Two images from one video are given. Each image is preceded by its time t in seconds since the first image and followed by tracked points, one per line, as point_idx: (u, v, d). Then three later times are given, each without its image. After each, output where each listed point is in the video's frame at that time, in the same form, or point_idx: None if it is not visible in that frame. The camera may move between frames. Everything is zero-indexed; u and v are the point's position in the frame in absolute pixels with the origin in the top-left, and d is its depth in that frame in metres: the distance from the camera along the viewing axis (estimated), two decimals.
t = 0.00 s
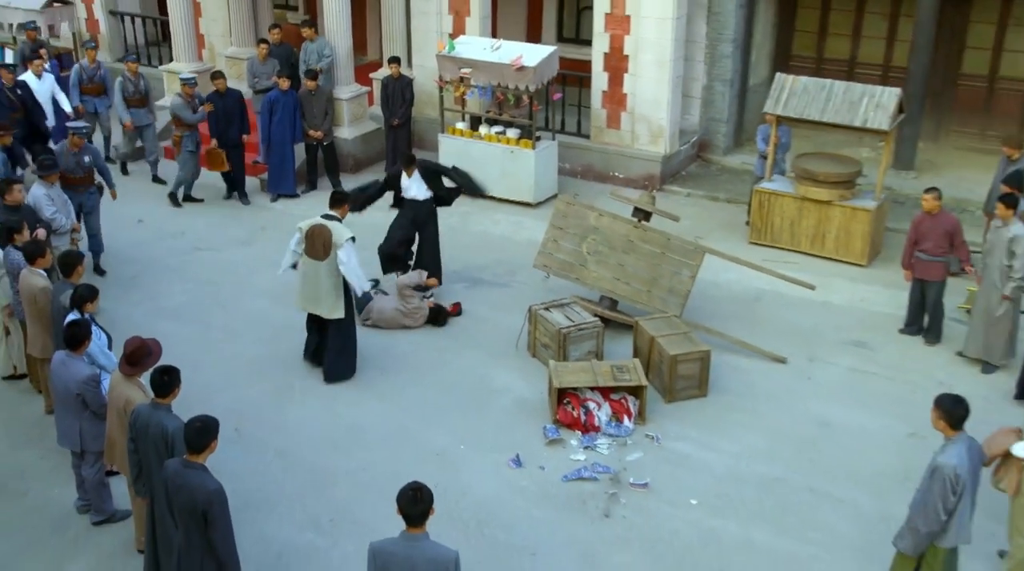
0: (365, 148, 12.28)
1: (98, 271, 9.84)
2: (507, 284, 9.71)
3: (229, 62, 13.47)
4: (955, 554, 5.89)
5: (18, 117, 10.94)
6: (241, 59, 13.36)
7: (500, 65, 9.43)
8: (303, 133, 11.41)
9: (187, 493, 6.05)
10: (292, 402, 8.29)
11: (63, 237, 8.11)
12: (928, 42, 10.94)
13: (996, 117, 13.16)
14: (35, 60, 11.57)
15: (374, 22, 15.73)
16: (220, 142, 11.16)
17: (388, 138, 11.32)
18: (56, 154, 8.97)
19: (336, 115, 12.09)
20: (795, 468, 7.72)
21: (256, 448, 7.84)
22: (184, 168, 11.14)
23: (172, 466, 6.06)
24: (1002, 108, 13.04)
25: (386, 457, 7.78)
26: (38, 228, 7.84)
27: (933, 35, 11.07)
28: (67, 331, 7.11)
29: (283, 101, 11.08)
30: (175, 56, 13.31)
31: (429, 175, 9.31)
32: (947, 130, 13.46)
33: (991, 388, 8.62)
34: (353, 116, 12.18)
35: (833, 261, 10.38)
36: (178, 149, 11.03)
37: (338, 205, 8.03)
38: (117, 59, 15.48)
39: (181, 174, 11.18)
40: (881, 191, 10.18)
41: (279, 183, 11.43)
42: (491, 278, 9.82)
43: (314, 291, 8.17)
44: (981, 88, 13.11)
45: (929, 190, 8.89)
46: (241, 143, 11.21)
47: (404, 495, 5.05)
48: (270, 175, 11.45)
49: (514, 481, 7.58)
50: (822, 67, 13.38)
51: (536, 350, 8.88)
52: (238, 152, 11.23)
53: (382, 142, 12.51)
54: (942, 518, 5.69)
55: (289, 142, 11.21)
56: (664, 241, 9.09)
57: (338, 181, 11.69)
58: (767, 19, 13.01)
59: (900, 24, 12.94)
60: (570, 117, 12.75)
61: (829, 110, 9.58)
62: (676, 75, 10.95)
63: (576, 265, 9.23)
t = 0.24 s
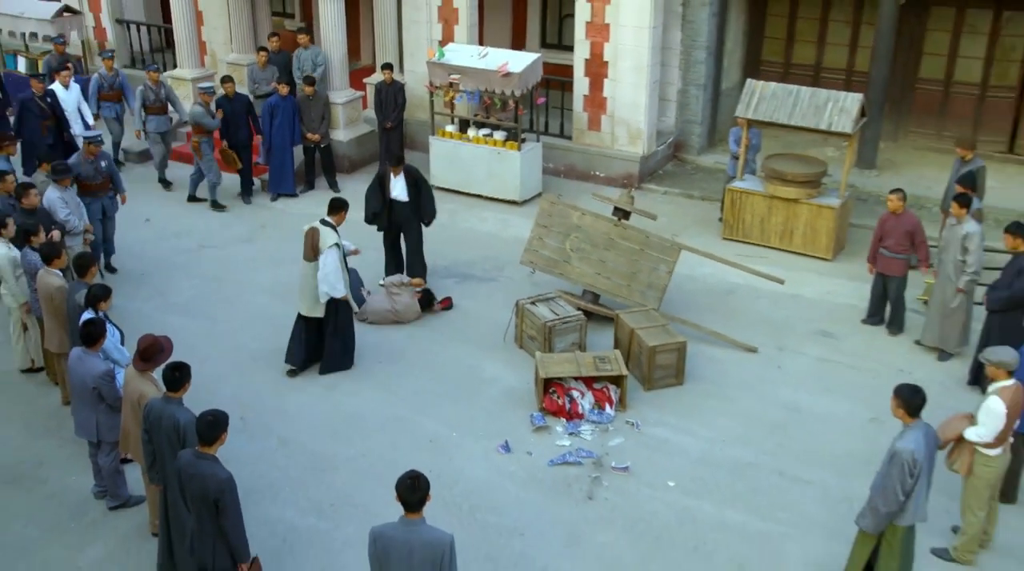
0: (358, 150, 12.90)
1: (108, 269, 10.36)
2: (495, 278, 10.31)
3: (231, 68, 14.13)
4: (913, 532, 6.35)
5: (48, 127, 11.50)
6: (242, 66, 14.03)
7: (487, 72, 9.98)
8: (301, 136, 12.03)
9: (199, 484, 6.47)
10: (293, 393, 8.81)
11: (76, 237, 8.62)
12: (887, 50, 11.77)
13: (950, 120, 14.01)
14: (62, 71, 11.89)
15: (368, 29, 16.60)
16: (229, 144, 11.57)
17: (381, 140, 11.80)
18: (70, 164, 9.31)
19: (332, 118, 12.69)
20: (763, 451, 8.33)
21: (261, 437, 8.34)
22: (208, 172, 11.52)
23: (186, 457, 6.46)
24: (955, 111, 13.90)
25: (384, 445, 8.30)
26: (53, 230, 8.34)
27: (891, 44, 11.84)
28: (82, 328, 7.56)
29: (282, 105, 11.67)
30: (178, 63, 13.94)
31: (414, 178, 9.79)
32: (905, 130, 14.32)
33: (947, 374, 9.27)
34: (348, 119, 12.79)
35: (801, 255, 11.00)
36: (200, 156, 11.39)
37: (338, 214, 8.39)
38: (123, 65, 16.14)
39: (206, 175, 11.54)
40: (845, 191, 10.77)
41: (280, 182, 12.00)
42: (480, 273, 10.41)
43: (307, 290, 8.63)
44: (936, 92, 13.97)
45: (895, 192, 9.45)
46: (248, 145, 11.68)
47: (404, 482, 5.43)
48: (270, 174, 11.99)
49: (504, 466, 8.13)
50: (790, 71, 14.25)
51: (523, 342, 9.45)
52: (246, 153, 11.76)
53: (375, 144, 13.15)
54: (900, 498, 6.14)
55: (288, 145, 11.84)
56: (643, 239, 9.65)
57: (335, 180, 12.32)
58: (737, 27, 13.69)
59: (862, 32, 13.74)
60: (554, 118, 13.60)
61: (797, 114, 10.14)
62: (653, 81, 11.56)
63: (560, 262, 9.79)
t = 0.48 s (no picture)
0: (352, 149, 13.40)
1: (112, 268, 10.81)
2: (484, 274, 10.81)
3: (230, 70, 14.88)
4: (880, 514, 6.67)
5: (72, 131, 11.98)
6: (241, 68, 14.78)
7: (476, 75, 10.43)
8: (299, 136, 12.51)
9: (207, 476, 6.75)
10: (293, 384, 9.25)
11: (83, 236, 8.93)
12: (857, 55, 12.25)
13: (916, 120, 14.56)
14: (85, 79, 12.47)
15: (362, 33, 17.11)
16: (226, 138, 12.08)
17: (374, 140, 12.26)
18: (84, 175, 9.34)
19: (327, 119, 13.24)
20: (739, 437, 8.83)
21: (263, 428, 8.76)
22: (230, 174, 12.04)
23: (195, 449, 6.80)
24: (921, 112, 14.45)
25: (380, 435, 8.74)
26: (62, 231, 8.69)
27: (860, 50, 12.31)
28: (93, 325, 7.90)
29: (279, 107, 12.19)
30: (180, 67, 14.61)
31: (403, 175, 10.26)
32: (873, 129, 14.85)
33: (912, 363, 9.80)
34: (343, 120, 13.34)
35: (776, 250, 11.49)
36: (223, 161, 11.90)
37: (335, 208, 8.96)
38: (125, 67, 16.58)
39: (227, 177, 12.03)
40: (816, 188, 11.28)
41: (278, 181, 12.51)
42: (470, 269, 10.89)
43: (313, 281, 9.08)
44: (903, 93, 14.50)
45: (873, 192, 9.92)
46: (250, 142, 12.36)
47: (401, 472, 5.80)
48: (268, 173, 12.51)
49: (494, 454, 8.58)
50: (764, 73, 14.73)
51: (511, 335, 9.90)
52: (248, 152, 12.35)
53: (368, 144, 13.65)
54: (869, 483, 6.43)
55: (286, 145, 12.36)
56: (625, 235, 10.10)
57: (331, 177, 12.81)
58: (712, 30, 14.21)
59: (832, 36, 14.21)
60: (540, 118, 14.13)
61: (771, 116, 10.63)
62: (634, 83, 12.07)
63: (547, 258, 10.24)
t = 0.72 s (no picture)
0: (346, 149, 13.92)
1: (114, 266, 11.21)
2: (475, 270, 11.29)
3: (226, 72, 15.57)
4: (850, 499, 7.12)
5: (96, 139, 12.32)
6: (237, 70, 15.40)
7: (465, 77, 10.98)
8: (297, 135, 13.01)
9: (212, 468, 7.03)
10: (292, 377, 9.66)
11: (89, 237, 9.28)
12: (828, 58, 12.84)
13: (885, 119, 15.19)
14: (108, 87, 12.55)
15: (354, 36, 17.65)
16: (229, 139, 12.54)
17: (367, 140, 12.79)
18: (93, 178, 9.73)
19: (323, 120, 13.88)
20: (718, 426, 9.31)
21: (265, 421, 9.15)
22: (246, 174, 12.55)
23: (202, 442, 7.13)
24: (890, 112, 15.07)
25: (378, 426, 9.14)
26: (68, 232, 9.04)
27: (832, 53, 12.89)
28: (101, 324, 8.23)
29: (276, 110, 12.59)
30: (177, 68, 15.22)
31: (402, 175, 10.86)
32: (845, 128, 15.48)
33: (881, 353, 10.31)
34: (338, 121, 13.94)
35: (753, 245, 11.98)
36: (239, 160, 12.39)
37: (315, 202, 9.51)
38: (126, 69, 16.89)
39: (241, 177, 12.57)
40: (790, 186, 11.79)
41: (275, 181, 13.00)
42: (461, 265, 11.35)
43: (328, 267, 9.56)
44: (873, 93, 15.13)
45: (851, 193, 10.36)
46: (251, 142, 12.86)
47: (399, 463, 6.18)
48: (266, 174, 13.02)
49: (486, 443, 9.01)
50: (741, 75, 15.25)
51: (501, 328, 10.34)
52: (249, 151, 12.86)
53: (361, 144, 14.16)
54: (839, 470, 6.86)
55: (285, 146, 12.79)
56: (609, 232, 10.54)
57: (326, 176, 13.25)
58: (691, 32, 14.72)
59: (806, 38, 14.80)
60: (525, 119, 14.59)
61: (748, 116, 11.09)
62: (617, 84, 12.62)
63: (534, 255, 10.67)
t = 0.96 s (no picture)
0: (341, 149, 14.48)
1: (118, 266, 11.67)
2: (467, 266, 11.76)
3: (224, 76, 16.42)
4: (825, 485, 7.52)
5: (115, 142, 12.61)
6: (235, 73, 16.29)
7: (455, 81, 11.87)
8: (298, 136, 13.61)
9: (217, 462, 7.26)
10: (292, 372, 10.07)
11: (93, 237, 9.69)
12: (804, 61, 13.49)
13: (858, 120, 15.81)
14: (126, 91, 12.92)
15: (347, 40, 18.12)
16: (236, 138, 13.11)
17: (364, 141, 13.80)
18: (100, 181, 10.08)
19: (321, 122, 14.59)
20: (699, 416, 9.75)
21: (266, 414, 9.53)
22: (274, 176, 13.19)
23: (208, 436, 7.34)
24: (862, 112, 15.69)
25: (375, 418, 9.54)
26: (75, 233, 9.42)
27: (807, 57, 13.51)
28: (109, 323, 8.56)
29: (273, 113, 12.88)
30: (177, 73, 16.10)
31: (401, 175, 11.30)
32: (819, 128, 16.08)
33: (855, 344, 10.80)
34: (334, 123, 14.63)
35: (732, 241, 12.46)
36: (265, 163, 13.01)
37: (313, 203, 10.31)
38: (127, 72, 17.44)
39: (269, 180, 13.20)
40: (768, 184, 12.27)
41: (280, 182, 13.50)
42: (453, 262, 11.83)
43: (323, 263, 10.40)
44: (846, 94, 15.75)
45: (828, 192, 10.81)
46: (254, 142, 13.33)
47: (397, 455, 6.51)
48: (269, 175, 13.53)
49: (479, 433, 9.42)
50: (720, 76, 15.88)
51: (492, 323, 10.78)
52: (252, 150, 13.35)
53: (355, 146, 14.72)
54: (815, 458, 7.24)
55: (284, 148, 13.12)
56: (595, 230, 10.96)
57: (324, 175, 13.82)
58: (674, 37, 15.31)
59: (782, 41, 15.29)
60: (515, 120, 15.18)
61: (727, 117, 11.54)
62: (602, 86, 13.23)
63: (522, 252, 11.09)
